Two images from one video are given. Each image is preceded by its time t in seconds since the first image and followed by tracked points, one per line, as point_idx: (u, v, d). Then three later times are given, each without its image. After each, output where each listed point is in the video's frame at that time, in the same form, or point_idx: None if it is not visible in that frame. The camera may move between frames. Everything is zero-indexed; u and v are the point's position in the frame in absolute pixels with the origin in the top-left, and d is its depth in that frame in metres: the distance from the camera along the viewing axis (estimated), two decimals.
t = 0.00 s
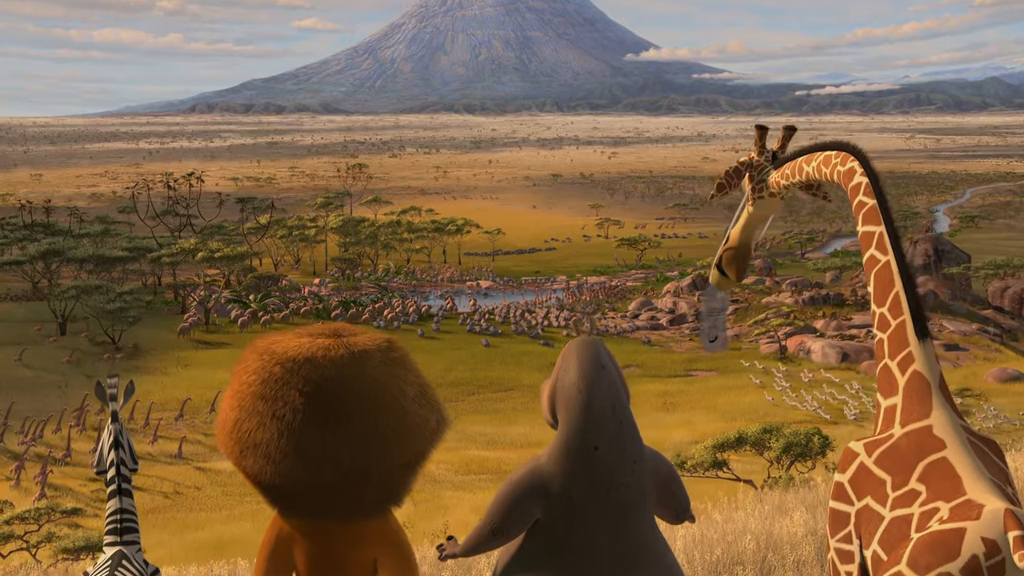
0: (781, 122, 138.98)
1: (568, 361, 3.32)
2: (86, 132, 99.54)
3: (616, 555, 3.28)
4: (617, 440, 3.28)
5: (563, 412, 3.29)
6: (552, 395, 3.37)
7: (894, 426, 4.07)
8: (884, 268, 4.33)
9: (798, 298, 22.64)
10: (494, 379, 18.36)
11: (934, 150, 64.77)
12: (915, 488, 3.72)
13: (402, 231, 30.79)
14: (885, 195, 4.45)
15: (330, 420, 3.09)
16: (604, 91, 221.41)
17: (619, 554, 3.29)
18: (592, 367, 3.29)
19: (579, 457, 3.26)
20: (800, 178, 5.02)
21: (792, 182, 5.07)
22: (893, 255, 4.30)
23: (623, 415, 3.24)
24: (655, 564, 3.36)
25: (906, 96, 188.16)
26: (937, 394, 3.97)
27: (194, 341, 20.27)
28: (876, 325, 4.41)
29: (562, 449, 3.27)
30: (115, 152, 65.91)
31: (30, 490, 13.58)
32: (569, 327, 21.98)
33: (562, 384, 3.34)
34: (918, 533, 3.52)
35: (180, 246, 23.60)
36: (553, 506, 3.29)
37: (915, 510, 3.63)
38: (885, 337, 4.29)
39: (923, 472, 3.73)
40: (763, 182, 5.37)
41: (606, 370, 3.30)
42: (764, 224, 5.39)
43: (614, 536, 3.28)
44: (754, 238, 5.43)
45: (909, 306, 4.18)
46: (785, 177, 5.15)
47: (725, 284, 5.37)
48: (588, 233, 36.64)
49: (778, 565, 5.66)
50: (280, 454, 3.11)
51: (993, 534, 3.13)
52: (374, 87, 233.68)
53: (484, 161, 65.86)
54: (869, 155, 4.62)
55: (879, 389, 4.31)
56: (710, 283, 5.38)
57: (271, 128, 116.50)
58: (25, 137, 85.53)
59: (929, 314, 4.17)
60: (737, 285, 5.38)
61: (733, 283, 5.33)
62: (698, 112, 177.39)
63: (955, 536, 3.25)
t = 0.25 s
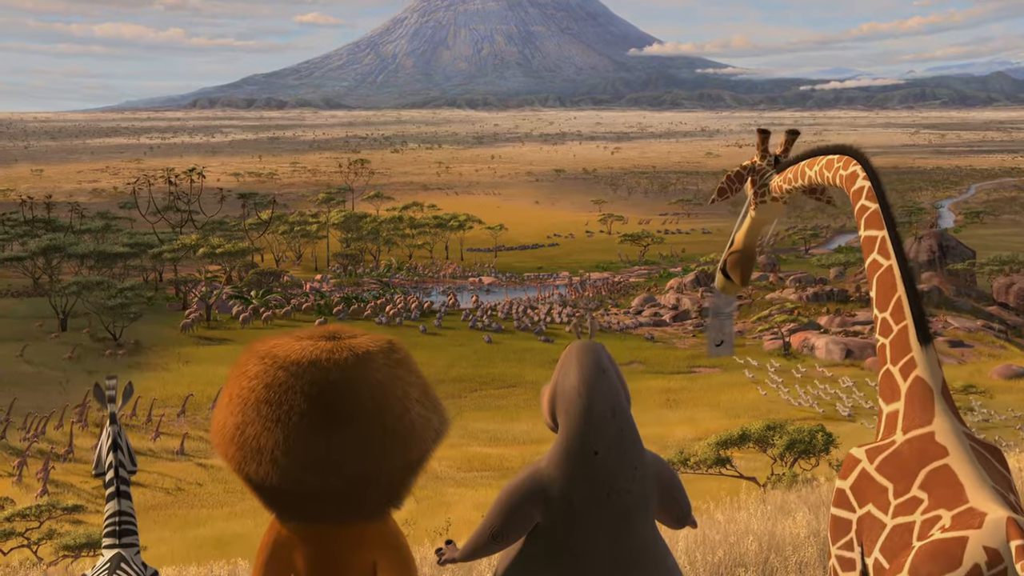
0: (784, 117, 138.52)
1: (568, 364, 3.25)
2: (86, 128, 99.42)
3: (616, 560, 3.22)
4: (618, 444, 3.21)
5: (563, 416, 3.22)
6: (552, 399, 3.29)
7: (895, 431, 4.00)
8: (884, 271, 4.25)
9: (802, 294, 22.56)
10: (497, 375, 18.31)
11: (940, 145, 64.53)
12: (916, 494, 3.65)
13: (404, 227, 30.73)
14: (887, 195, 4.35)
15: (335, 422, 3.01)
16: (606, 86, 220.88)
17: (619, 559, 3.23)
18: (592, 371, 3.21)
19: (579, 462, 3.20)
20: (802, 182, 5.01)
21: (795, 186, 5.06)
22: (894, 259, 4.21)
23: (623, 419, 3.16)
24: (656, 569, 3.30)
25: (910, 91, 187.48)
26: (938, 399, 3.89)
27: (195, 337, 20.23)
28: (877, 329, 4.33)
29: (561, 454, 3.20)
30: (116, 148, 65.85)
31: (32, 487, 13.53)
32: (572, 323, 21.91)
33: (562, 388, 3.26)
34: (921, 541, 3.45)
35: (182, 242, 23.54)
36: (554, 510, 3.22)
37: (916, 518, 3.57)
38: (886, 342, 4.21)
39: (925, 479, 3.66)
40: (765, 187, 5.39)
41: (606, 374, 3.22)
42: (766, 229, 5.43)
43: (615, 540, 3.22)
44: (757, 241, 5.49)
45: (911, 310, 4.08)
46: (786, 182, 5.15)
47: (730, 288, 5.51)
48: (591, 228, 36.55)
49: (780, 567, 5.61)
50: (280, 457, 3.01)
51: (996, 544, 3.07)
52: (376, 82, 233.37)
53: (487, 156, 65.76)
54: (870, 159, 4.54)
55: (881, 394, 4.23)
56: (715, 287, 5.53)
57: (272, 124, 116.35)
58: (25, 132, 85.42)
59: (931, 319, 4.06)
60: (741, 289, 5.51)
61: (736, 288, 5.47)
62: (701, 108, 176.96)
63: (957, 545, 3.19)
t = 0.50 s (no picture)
0: (788, 112, 138.15)
1: (568, 367, 3.20)
2: (88, 123, 99.58)
3: (617, 564, 3.18)
4: (620, 447, 3.15)
5: (563, 420, 3.17)
6: (552, 402, 3.25)
7: (897, 437, 3.96)
8: (886, 276, 4.22)
9: (806, 290, 22.47)
10: (499, 371, 18.25)
11: (945, 141, 64.20)
12: (920, 502, 3.62)
13: (406, 223, 30.69)
14: (889, 200, 4.32)
15: (340, 425, 2.95)
16: (609, 82, 220.45)
17: (620, 564, 3.18)
18: (593, 374, 3.16)
19: (579, 466, 3.15)
20: (803, 186, 4.99)
21: (796, 189, 5.04)
22: (897, 263, 4.17)
23: (625, 424, 3.10)
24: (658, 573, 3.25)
25: (915, 86, 186.67)
26: (941, 404, 3.84)
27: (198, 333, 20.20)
28: (880, 334, 4.28)
29: (562, 457, 3.15)
30: (117, 144, 65.82)
31: (33, 483, 13.48)
32: (575, 319, 21.86)
33: (562, 390, 3.21)
34: (922, 549, 3.44)
35: (183, 238, 23.51)
36: (554, 514, 3.17)
37: (919, 526, 3.55)
38: (889, 347, 4.18)
39: (927, 487, 3.63)
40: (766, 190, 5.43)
41: (606, 377, 3.16)
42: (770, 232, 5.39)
43: (615, 545, 3.17)
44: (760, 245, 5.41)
45: (913, 314, 4.05)
46: (788, 185, 5.12)
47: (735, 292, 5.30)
48: (594, 224, 36.46)
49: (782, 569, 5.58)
50: (282, 460, 2.95)
51: (998, 553, 3.03)
52: (378, 78, 232.85)
53: (489, 152, 65.68)
54: (871, 161, 4.47)
55: (884, 399, 4.19)
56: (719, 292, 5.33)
57: (273, 119, 116.20)
58: (28, 128, 85.64)
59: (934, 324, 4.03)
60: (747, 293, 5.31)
61: (742, 289, 5.28)
62: (704, 103, 176.52)
63: (960, 554, 3.14)
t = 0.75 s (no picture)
0: (792, 108, 137.54)
1: (570, 371, 3.20)
2: (89, 119, 99.40)
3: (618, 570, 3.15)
4: (621, 452, 3.14)
5: (563, 423, 3.17)
6: (553, 406, 3.24)
7: (899, 443, 3.98)
8: (890, 281, 4.25)
9: (809, 287, 22.38)
10: (501, 368, 18.20)
11: (949, 136, 63.89)
12: (921, 508, 3.63)
13: (408, 219, 30.63)
14: (891, 207, 4.38)
15: (342, 429, 2.88)
16: (612, 78, 219.90)
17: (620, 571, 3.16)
18: (594, 378, 3.15)
19: (579, 470, 3.14)
20: (806, 189, 5.32)
21: (799, 194, 5.41)
22: (900, 269, 4.21)
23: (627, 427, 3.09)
24: None
25: (919, 81, 185.82)
26: (943, 411, 3.86)
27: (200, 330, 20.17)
28: (883, 339, 4.30)
29: (563, 462, 3.14)
30: (117, 139, 65.75)
31: (36, 480, 13.41)
32: (577, 316, 21.80)
33: (564, 394, 3.20)
34: (924, 556, 3.44)
35: (184, 234, 23.46)
36: (555, 519, 3.16)
37: (921, 533, 3.56)
38: (891, 353, 4.20)
39: (928, 494, 3.64)
40: (768, 197, 5.84)
41: (608, 381, 3.16)
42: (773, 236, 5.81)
43: (615, 550, 3.15)
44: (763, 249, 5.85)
45: (916, 320, 4.07)
46: (789, 190, 5.56)
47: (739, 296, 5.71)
48: (597, 220, 36.34)
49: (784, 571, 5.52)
50: (283, 465, 2.89)
51: (999, 560, 3.05)
52: (380, 73, 232.21)
53: (491, 147, 65.56)
54: (873, 166, 4.62)
55: (886, 406, 4.21)
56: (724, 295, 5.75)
57: (274, 115, 115.98)
58: (28, 124, 85.53)
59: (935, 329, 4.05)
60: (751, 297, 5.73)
61: (746, 293, 5.70)
62: (707, 99, 176.00)
63: (961, 561, 3.16)
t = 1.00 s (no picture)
0: (795, 104, 137.04)
1: (570, 374, 3.14)
2: (91, 114, 99.38)
3: None
4: (622, 456, 3.09)
5: (564, 427, 3.12)
6: (553, 409, 3.19)
7: (901, 449, 3.92)
8: (892, 285, 4.18)
9: (813, 284, 22.30)
10: (504, 365, 18.15)
11: (954, 132, 63.68)
12: (923, 515, 3.57)
13: (410, 215, 30.57)
14: (893, 210, 4.32)
15: (344, 433, 2.83)
16: (614, 74, 219.41)
17: None
18: (594, 381, 3.10)
19: (579, 475, 3.09)
20: (808, 194, 5.22)
21: (802, 198, 5.28)
22: (901, 272, 4.15)
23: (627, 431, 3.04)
24: None
25: (923, 77, 185.20)
26: (945, 416, 3.80)
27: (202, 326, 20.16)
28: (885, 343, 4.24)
29: (563, 466, 3.09)
30: (119, 135, 65.70)
31: (39, 476, 13.40)
32: (580, 313, 21.74)
33: (564, 398, 3.14)
34: (926, 564, 3.39)
35: (185, 230, 23.42)
36: (556, 524, 3.10)
37: (923, 540, 3.50)
38: (893, 357, 4.14)
39: (930, 500, 3.58)
40: (770, 201, 5.74)
41: (608, 385, 3.11)
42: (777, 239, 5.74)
43: (615, 554, 3.09)
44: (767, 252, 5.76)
45: (919, 324, 4.01)
46: (792, 194, 5.44)
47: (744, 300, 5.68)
48: (600, 217, 36.26)
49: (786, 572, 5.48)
50: (284, 468, 2.83)
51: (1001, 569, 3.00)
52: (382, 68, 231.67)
53: (494, 143, 65.44)
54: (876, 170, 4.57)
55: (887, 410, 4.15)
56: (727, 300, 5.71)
57: (276, 110, 115.86)
58: (30, 119, 85.50)
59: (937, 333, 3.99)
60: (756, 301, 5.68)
61: (751, 297, 5.65)
62: (710, 94, 175.59)
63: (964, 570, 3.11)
